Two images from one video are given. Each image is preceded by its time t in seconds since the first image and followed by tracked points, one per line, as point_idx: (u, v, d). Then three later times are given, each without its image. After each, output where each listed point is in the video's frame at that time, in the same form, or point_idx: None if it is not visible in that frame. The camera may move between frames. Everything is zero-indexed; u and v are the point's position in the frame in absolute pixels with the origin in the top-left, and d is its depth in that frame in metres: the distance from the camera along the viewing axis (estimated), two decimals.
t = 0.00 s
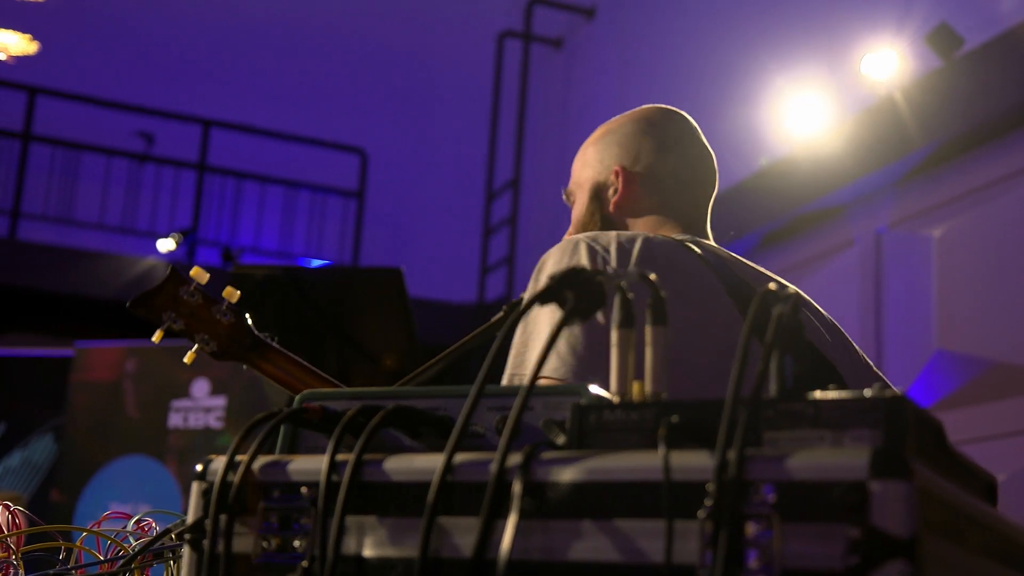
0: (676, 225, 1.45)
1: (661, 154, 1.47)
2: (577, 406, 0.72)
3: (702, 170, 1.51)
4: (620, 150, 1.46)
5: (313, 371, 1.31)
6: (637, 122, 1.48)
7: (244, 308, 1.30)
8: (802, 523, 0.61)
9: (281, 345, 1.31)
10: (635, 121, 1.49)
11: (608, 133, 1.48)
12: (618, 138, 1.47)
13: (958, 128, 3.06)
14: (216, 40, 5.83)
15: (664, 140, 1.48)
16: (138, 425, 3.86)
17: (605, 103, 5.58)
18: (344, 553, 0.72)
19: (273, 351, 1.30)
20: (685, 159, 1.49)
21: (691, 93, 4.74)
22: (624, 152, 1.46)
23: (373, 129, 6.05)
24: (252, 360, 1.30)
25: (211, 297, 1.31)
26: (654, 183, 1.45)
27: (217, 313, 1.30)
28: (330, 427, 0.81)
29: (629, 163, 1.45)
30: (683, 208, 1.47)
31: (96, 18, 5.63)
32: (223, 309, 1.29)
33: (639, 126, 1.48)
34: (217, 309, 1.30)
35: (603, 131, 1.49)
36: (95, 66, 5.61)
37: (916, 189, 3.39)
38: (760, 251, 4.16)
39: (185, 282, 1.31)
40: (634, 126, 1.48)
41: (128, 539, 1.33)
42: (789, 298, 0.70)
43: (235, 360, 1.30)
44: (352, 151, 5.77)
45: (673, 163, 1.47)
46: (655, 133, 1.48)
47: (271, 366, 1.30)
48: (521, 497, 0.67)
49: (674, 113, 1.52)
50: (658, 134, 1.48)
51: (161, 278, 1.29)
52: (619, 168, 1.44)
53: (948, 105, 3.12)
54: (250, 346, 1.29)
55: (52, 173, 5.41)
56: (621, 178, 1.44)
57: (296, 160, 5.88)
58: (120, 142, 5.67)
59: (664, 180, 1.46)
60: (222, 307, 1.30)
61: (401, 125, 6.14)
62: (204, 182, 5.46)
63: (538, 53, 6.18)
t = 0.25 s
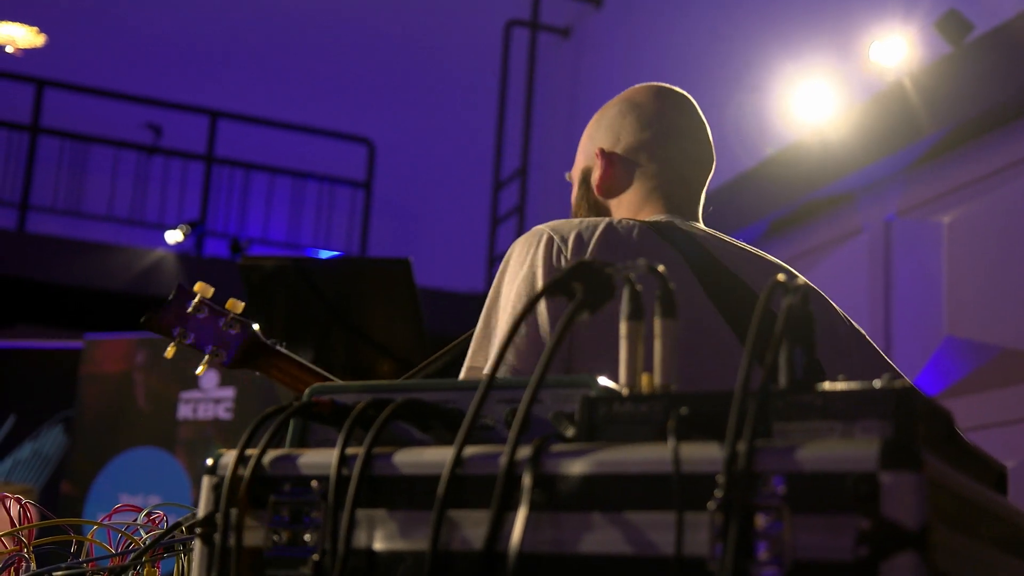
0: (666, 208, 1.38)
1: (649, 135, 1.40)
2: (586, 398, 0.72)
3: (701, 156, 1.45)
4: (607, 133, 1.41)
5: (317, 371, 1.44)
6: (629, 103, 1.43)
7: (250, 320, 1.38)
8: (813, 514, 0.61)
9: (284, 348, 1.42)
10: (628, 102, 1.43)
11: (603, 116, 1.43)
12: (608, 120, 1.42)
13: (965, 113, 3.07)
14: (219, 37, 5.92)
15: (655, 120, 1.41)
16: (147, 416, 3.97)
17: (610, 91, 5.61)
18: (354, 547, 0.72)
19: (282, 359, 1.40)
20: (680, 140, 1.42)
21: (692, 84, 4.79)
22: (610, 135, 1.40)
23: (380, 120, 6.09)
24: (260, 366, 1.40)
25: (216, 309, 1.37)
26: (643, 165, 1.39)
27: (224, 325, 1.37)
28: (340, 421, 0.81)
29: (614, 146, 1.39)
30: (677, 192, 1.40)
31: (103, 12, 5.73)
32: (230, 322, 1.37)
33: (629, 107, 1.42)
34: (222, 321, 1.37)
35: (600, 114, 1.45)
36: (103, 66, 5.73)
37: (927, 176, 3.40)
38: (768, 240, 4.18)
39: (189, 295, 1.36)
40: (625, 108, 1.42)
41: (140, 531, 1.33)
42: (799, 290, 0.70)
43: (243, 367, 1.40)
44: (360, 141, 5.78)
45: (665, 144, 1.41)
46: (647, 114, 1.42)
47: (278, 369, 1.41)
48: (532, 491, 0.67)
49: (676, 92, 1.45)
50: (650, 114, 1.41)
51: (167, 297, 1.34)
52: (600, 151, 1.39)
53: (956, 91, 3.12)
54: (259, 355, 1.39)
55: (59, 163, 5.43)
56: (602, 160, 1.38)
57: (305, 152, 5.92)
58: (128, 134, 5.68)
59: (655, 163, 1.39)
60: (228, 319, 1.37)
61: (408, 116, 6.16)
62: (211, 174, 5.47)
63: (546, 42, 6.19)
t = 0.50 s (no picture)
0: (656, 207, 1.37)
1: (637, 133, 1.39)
2: (586, 395, 0.72)
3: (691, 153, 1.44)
4: (597, 132, 1.40)
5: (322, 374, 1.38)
6: (618, 100, 1.41)
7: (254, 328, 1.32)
8: (816, 511, 0.61)
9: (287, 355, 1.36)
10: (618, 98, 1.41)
11: (593, 112, 1.42)
12: (596, 118, 1.41)
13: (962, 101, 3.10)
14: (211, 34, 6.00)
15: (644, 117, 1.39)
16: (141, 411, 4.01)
17: (598, 84, 5.62)
18: (356, 546, 0.72)
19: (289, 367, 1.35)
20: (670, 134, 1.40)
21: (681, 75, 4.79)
22: (599, 134, 1.40)
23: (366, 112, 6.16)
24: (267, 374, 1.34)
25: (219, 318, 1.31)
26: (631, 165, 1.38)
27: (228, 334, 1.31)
28: (339, 420, 0.81)
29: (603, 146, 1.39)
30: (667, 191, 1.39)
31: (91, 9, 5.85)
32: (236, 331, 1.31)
33: (618, 103, 1.41)
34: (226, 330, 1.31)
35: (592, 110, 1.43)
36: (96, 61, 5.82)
37: (919, 165, 3.43)
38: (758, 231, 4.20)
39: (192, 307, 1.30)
40: (614, 105, 1.41)
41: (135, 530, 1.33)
42: (799, 285, 0.70)
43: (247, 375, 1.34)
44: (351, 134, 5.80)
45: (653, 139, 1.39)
46: (636, 112, 1.40)
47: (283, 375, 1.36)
48: (533, 490, 0.67)
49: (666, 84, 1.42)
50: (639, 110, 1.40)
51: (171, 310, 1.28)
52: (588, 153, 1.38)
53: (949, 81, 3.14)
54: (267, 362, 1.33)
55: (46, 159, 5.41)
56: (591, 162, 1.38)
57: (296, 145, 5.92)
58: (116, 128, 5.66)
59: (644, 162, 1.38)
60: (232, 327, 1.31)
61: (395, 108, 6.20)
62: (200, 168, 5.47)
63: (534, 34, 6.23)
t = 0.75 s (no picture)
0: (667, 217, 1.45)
1: (653, 145, 1.46)
2: (584, 398, 0.72)
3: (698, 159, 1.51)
4: (613, 141, 1.45)
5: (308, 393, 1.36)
6: (629, 109, 1.47)
7: (236, 338, 1.32)
8: (816, 516, 0.61)
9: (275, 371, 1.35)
10: (627, 109, 1.48)
11: (600, 120, 1.48)
12: (608, 127, 1.47)
13: (943, 102, 3.11)
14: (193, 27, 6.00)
15: (656, 129, 1.47)
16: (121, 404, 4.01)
17: (581, 80, 5.65)
18: (350, 547, 0.71)
19: (271, 381, 1.33)
20: (678, 148, 1.48)
21: (661, 74, 4.83)
22: (617, 142, 1.45)
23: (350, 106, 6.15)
24: (249, 388, 1.33)
25: (202, 327, 1.32)
26: (648, 175, 1.45)
27: (210, 343, 1.31)
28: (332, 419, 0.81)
29: (622, 155, 1.45)
30: (674, 202, 1.46)
31: None
32: (215, 340, 1.31)
33: (630, 115, 1.47)
34: (209, 340, 1.31)
35: (596, 119, 1.48)
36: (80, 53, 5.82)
37: (900, 166, 3.43)
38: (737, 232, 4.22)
39: (174, 314, 1.31)
40: (627, 116, 1.47)
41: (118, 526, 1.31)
42: (798, 290, 0.70)
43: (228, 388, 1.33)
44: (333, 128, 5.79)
45: (664, 152, 1.46)
46: (647, 121, 1.47)
47: (267, 390, 1.34)
48: (530, 492, 0.67)
49: (665, 98, 1.51)
50: (650, 123, 1.47)
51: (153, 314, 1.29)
52: (611, 160, 1.44)
53: (932, 80, 3.15)
54: (247, 374, 1.32)
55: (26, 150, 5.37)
56: (614, 170, 1.44)
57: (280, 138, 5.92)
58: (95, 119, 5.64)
59: (657, 172, 1.45)
60: (214, 337, 1.31)
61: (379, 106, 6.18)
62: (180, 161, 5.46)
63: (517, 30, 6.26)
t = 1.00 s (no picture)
0: (683, 207, 1.62)
1: (671, 141, 1.63)
2: (583, 385, 0.72)
3: (702, 160, 1.66)
4: (636, 134, 1.61)
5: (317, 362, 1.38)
6: (650, 106, 1.64)
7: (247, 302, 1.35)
8: (816, 507, 0.61)
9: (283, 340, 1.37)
10: (646, 107, 1.64)
11: (619, 115, 1.64)
12: (630, 122, 1.63)
13: (929, 95, 3.11)
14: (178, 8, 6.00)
15: (672, 127, 1.64)
16: (102, 384, 4.01)
17: (566, 67, 5.68)
18: (349, 530, 0.71)
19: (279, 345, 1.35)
20: (691, 144, 1.65)
21: (643, 65, 4.86)
22: (641, 137, 1.61)
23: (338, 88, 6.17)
24: (257, 352, 1.35)
25: (215, 289, 1.36)
26: (669, 167, 1.61)
27: (221, 304, 1.35)
28: (330, 403, 0.80)
29: (645, 147, 1.60)
30: (689, 193, 1.62)
31: None
32: (227, 301, 1.35)
33: (649, 112, 1.64)
34: (220, 302, 1.35)
35: (615, 113, 1.64)
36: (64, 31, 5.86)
37: (885, 158, 3.45)
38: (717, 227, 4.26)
39: (188, 274, 1.36)
40: (646, 112, 1.64)
41: (108, 504, 1.30)
42: (800, 281, 0.70)
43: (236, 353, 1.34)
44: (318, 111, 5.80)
45: (680, 147, 1.63)
46: (662, 118, 1.64)
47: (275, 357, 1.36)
48: (530, 480, 0.66)
49: (678, 101, 1.68)
50: (668, 120, 1.64)
51: (167, 270, 1.35)
52: (640, 151, 1.59)
53: (919, 73, 3.16)
54: (256, 336, 1.34)
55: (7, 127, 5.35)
56: (642, 160, 1.59)
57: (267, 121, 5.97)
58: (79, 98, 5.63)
59: (675, 165, 1.62)
60: (226, 299, 1.35)
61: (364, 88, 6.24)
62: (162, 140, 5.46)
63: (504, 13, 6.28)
